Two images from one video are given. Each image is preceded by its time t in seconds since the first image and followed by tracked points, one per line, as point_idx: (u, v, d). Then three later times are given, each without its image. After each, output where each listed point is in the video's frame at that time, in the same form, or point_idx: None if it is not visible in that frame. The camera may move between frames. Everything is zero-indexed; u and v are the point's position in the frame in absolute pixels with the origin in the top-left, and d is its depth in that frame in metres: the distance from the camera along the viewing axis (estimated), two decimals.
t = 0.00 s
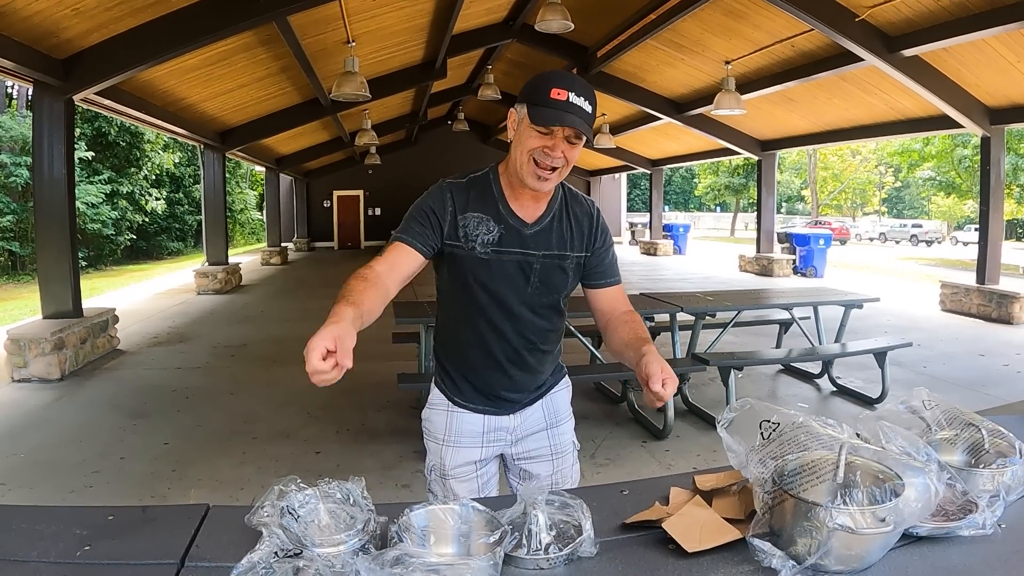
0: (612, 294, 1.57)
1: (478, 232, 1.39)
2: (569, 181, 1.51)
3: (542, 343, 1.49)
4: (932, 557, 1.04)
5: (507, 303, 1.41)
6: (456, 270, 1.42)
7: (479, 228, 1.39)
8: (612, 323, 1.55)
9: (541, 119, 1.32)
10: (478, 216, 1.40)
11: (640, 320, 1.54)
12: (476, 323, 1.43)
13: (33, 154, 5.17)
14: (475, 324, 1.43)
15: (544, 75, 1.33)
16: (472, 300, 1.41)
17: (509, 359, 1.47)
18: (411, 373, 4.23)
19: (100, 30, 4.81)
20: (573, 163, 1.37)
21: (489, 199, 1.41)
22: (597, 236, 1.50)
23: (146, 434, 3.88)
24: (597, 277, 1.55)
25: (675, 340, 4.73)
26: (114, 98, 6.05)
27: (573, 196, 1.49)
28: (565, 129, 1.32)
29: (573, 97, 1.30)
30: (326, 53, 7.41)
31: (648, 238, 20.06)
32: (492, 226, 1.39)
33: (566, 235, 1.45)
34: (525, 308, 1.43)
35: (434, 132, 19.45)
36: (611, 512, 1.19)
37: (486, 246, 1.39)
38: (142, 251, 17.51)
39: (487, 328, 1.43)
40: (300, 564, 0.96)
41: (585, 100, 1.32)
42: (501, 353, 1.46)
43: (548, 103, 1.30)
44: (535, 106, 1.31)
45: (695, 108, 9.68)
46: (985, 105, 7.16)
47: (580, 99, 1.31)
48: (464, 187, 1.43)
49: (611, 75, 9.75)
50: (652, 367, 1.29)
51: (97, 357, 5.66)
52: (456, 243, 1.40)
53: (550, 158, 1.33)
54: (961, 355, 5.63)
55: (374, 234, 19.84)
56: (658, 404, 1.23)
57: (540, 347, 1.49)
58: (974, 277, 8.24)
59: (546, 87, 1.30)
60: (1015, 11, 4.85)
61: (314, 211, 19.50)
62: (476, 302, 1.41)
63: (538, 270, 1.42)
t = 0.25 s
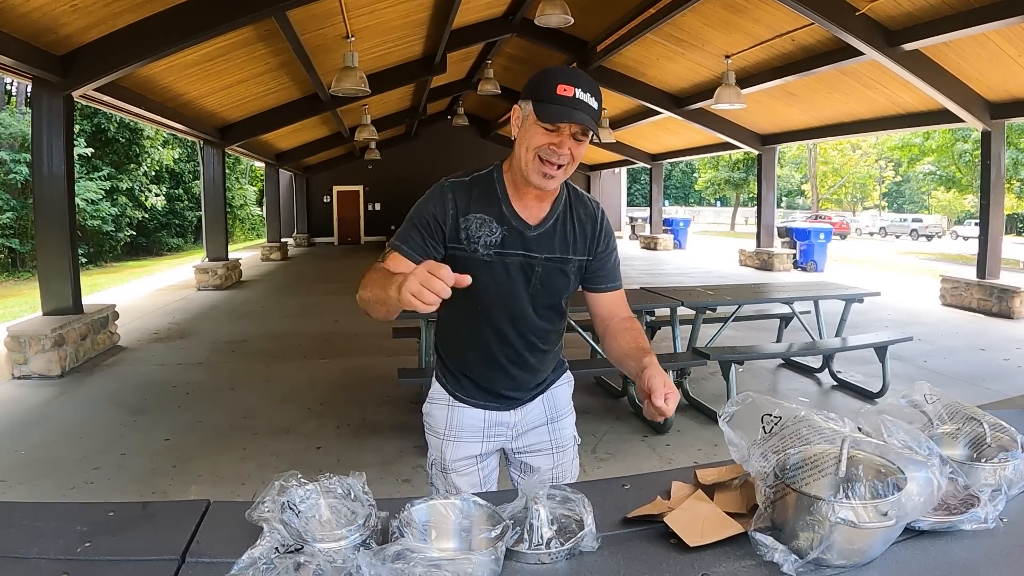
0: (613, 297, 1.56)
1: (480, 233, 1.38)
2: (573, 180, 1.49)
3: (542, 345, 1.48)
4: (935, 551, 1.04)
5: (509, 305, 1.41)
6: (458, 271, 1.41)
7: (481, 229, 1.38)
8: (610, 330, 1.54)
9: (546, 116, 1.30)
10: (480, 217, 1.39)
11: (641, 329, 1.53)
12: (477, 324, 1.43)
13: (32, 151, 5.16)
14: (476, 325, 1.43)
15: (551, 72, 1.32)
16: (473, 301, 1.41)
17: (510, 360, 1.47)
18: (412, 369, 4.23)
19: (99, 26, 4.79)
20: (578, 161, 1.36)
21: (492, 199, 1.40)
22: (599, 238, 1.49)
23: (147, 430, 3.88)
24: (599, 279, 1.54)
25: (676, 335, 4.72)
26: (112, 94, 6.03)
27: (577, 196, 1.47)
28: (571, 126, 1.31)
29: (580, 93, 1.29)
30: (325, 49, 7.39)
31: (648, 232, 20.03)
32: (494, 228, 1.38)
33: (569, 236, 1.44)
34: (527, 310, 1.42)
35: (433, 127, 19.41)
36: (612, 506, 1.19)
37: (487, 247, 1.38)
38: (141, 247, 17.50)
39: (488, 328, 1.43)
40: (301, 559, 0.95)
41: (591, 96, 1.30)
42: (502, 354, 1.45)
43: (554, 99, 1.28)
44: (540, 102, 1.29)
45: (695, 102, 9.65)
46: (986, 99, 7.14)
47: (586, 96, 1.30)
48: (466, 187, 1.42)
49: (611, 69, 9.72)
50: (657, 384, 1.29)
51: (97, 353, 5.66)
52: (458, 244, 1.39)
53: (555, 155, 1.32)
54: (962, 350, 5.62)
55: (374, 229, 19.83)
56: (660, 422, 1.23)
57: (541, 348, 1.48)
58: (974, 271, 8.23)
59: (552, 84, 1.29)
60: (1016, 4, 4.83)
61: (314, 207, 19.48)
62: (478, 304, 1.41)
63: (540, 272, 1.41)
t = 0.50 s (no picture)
0: (615, 296, 1.56)
1: (482, 233, 1.37)
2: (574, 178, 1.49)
3: (545, 344, 1.48)
4: (938, 548, 1.03)
5: (511, 305, 1.41)
6: (460, 270, 1.40)
7: (483, 229, 1.38)
8: (610, 329, 1.53)
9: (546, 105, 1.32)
10: (482, 216, 1.38)
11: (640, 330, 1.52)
12: (480, 323, 1.43)
13: (32, 153, 5.16)
14: (478, 325, 1.43)
15: (549, 65, 1.34)
16: (476, 301, 1.40)
17: (512, 359, 1.46)
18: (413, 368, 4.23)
19: (98, 28, 4.79)
20: (580, 152, 1.36)
21: (494, 198, 1.39)
22: (601, 237, 1.49)
23: (148, 431, 3.88)
24: (600, 278, 1.53)
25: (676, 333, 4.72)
26: (111, 95, 6.02)
27: (579, 193, 1.46)
28: (571, 114, 1.32)
29: (577, 82, 1.30)
30: (324, 49, 7.39)
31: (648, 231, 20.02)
32: (496, 227, 1.38)
33: (572, 235, 1.43)
34: (530, 310, 1.42)
35: (432, 127, 19.41)
36: (614, 505, 1.18)
37: (490, 247, 1.37)
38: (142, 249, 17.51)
39: (491, 327, 1.43)
40: (303, 560, 0.95)
41: (590, 86, 1.32)
42: (504, 354, 1.45)
43: (552, 88, 1.30)
44: (539, 93, 1.31)
45: (694, 100, 9.65)
46: (985, 96, 7.13)
47: (584, 85, 1.31)
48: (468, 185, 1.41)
49: (610, 68, 9.72)
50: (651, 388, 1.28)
51: (98, 355, 5.66)
52: (461, 244, 1.38)
53: (556, 144, 1.32)
54: (963, 346, 5.62)
55: (374, 229, 19.83)
56: (654, 423, 1.21)
57: (543, 347, 1.48)
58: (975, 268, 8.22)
59: (550, 74, 1.31)
60: None
61: (314, 207, 19.48)
62: (480, 304, 1.40)
63: (542, 272, 1.41)
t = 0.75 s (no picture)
0: (614, 297, 1.56)
1: (479, 232, 1.37)
2: (571, 179, 1.49)
3: (542, 344, 1.48)
4: (937, 545, 1.03)
5: (508, 304, 1.40)
6: (456, 270, 1.40)
7: (479, 228, 1.37)
8: (608, 328, 1.54)
9: (537, 96, 1.35)
10: (479, 216, 1.38)
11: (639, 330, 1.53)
12: (478, 323, 1.42)
13: (30, 153, 5.14)
14: (474, 324, 1.43)
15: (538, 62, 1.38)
16: (473, 300, 1.40)
17: (509, 359, 1.46)
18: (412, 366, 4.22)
19: (95, 27, 4.78)
20: (574, 143, 1.37)
21: (491, 197, 1.39)
22: (599, 238, 1.48)
23: (147, 430, 3.88)
24: (598, 279, 1.53)
25: (675, 330, 4.72)
26: (109, 94, 6.01)
27: (577, 192, 1.46)
28: (562, 103, 1.35)
29: (565, 72, 1.33)
30: (322, 47, 7.38)
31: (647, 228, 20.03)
32: (493, 227, 1.37)
33: (569, 235, 1.43)
34: (526, 308, 1.42)
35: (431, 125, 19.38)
36: (612, 503, 1.18)
37: (486, 247, 1.37)
38: (140, 248, 17.49)
39: (488, 327, 1.42)
40: (301, 558, 0.95)
41: (579, 76, 1.35)
42: (501, 353, 1.45)
43: (541, 80, 1.34)
44: (530, 84, 1.34)
45: (693, 98, 9.65)
46: (984, 93, 7.13)
47: (573, 75, 1.34)
48: (466, 183, 1.41)
49: (608, 65, 9.71)
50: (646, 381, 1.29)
51: (97, 354, 5.66)
52: (458, 243, 1.38)
53: (550, 133, 1.33)
54: (962, 343, 5.63)
55: (373, 228, 19.81)
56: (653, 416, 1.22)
57: (540, 347, 1.48)
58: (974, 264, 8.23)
59: (539, 67, 1.35)
60: None
61: (312, 206, 19.46)
62: (476, 303, 1.40)
63: (539, 272, 1.40)
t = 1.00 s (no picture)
0: (612, 296, 1.56)
1: (478, 230, 1.37)
2: (572, 177, 1.49)
3: (540, 343, 1.48)
4: (935, 541, 1.04)
5: (507, 303, 1.41)
6: (456, 268, 1.40)
7: (479, 226, 1.37)
8: (602, 329, 1.54)
9: (535, 92, 1.35)
10: (479, 214, 1.38)
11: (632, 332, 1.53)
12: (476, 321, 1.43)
13: (29, 150, 5.14)
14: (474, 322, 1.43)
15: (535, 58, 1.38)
16: (472, 297, 1.40)
17: (508, 357, 1.47)
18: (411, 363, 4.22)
19: (94, 24, 4.76)
20: (574, 139, 1.37)
21: (491, 194, 1.39)
22: (597, 237, 1.48)
23: (146, 427, 3.88)
24: (596, 279, 1.53)
25: (674, 327, 4.72)
26: (108, 91, 6.00)
27: (577, 191, 1.46)
28: (561, 98, 1.35)
29: (563, 67, 1.33)
30: (321, 44, 7.36)
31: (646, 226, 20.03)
32: (493, 225, 1.37)
33: (569, 233, 1.42)
34: (525, 307, 1.42)
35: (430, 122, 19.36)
36: (611, 499, 1.18)
37: (486, 245, 1.37)
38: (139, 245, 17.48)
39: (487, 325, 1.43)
40: (300, 554, 0.95)
41: (577, 72, 1.35)
42: (500, 352, 1.46)
43: (539, 75, 1.33)
44: (528, 80, 1.34)
45: (692, 95, 9.64)
46: (983, 91, 7.13)
47: (571, 70, 1.34)
48: (465, 181, 1.41)
49: (607, 63, 9.70)
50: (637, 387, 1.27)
51: (96, 351, 5.65)
52: (458, 241, 1.38)
53: (549, 128, 1.33)
54: (960, 341, 5.63)
55: (372, 225, 19.80)
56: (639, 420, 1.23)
57: (539, 346, 1.48)
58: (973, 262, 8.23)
59: (537, 62, 1.35)
60: None
61: (311, 203, 19.45)
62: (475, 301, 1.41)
63: (538, 270, 1.40)
